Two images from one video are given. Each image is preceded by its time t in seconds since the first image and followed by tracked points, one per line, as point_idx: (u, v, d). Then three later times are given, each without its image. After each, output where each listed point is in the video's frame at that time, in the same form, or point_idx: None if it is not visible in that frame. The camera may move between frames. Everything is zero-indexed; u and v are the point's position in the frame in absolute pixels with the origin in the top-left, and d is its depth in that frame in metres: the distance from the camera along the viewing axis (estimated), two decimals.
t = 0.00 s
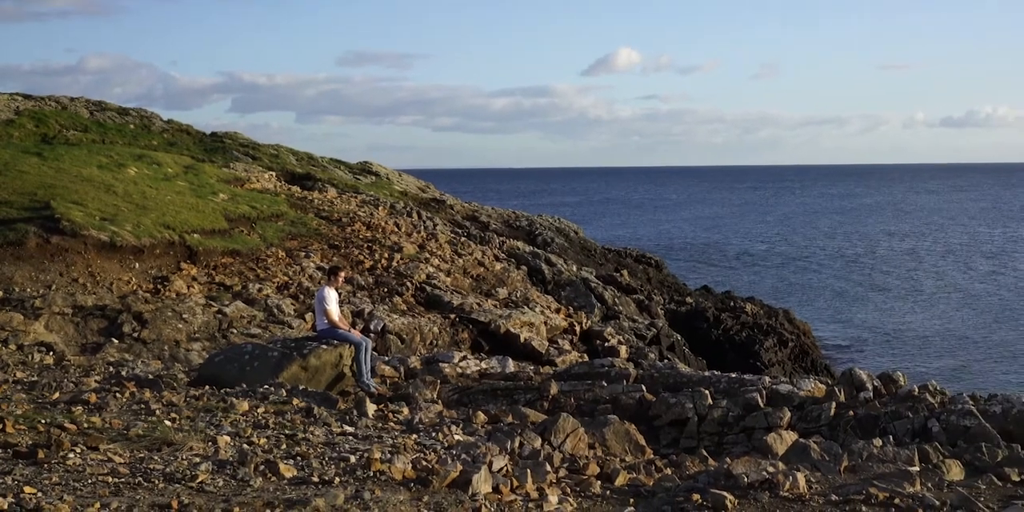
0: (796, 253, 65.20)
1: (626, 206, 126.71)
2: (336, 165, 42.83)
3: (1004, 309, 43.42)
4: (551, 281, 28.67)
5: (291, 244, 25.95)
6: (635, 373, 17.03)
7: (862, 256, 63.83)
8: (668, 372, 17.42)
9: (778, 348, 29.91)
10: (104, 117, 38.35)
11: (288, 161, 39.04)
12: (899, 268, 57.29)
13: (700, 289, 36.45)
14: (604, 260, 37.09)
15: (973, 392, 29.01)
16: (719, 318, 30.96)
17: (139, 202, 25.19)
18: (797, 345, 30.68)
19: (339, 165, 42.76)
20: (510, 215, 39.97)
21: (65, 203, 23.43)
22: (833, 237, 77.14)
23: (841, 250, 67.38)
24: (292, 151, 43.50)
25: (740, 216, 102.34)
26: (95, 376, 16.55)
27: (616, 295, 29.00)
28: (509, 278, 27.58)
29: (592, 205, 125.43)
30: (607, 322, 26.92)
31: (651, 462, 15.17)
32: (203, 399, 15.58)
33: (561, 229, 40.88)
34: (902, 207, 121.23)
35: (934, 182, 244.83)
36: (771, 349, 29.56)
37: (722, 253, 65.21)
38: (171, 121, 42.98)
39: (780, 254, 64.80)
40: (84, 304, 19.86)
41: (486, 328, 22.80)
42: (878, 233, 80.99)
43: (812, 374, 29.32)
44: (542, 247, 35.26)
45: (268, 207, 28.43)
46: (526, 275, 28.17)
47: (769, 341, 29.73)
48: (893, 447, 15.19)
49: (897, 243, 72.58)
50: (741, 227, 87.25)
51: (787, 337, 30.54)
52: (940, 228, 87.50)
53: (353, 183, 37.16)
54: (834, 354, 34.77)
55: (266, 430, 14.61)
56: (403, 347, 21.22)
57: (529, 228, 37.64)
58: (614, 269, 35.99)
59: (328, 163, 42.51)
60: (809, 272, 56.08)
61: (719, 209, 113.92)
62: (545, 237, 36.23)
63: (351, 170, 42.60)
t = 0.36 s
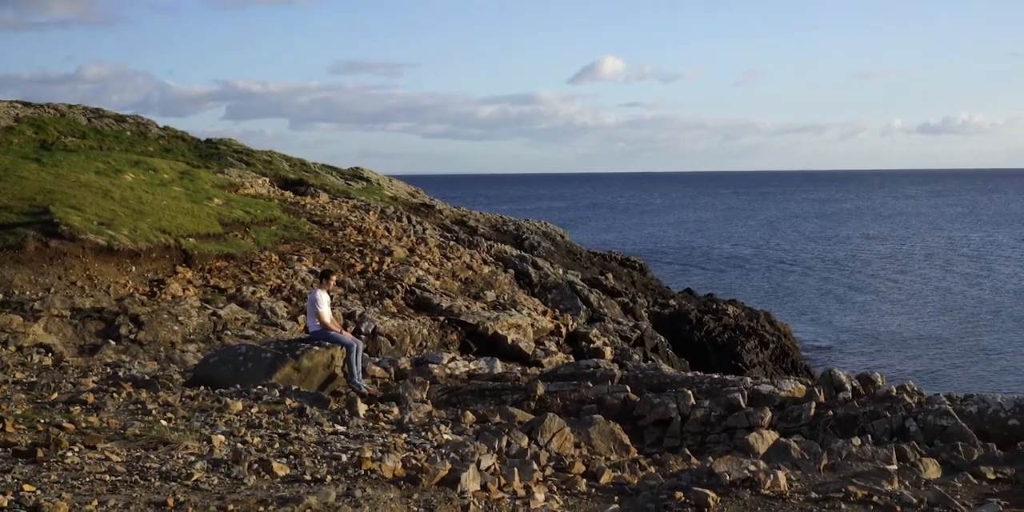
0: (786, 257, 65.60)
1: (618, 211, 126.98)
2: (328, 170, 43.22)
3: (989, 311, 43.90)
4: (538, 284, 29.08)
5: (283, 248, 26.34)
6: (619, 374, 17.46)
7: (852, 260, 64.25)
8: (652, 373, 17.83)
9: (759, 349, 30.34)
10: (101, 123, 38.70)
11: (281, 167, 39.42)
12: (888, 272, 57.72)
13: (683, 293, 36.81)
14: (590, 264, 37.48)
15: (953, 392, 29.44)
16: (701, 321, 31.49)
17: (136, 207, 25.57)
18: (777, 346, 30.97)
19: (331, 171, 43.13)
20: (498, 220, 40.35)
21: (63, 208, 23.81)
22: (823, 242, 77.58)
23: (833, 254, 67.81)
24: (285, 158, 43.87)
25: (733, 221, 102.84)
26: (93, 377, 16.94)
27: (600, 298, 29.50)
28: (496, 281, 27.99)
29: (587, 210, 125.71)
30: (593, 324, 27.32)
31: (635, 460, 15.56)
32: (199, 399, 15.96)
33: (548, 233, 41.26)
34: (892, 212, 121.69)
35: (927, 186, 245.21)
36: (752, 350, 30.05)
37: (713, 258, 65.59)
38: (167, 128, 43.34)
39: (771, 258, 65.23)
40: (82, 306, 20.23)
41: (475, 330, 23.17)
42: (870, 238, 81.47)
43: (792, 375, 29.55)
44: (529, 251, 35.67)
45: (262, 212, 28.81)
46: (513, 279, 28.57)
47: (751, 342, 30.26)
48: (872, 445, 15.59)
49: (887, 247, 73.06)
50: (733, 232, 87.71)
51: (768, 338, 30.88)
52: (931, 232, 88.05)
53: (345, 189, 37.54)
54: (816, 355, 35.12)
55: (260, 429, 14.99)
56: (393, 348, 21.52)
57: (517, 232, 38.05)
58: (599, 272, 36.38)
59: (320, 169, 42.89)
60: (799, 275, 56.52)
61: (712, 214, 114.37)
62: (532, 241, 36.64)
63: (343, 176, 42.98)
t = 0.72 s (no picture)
0: (776, 261, 66.04)
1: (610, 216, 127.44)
2: (320, 176, 43.63)
3: (972, 313, 44.46)
4: (524, 287, 29.50)
5: (276, 252, 26.74)
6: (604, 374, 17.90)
7: (842, 264, 64.76)
8: (636, 374, 18.26)
9: (741, 351, 30.51)
10: (98, 130, 39.09)
11: (274, 173, 39.81)
12: (877, 276, 58.23)
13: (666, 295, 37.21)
14: (575, 267, 37.88)
15: (933, 392, 29.92)
16: (684, 323, 31.91)
17: (133, 212, 25.98)
18: (758, 348, 31.31)
19: (323, 177, 43.52)
20: (485, 224, 40.77)
21: (62, 213, 24.21)
22: (813, 247, 78.10)
23: (824, 259, 68.31)
24: (278, 164, 44.27)
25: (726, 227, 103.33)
26: (91, 378, 17.34)
27: (586, 300, 30.01)
28: (484, 284, 28.42)
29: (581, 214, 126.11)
30: (578, 325, 27.75)
31: (620, 459, 15.97)
32: (194, 399, 16.36)
33: (534, 237, 41.68)
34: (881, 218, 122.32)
35: (919, 190, 246.14)
36: (734, 351, 30.25)
37: (704, 262, 66.01)
38: (163, 135, 43.71)
39: (762, 262, 65.70)
40: (81, 309, 20.62)
41: (463, 332, 23.54)
42: (860, 243, 82.02)
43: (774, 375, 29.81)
44: (516, 255, 36.09)
45: (255, 217, 29.21)
46: (500, 282, 28.99)
47: (732, 344, 30.52)
48: (850, 445, 16.01)
49: (878, 252, 73.56)
50: (724, 237, 88.17)
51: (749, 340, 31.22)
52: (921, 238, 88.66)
53: (336, 194, 37.96)
54: (798, 356, 35.54)
55: (254, 428, 15.39)
56: (384, 349, 21.75)
57: (504, 237, 38.48)
58: (585, 275, 36.81)
59: (312, 175, 43.28)
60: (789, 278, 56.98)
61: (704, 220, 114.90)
62: (519, 245, 37.06)
63: (335, 182, 43.39)
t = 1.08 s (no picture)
0: (766, 266, 66.51)
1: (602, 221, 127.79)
2: (312, 182, 44.06)
3: (957, 316, 45.01)
4: (511, 290, 29.96)
5: (269, 256, 27.18)
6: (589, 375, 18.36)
7: (831, 269, 65.25)
8: (620, 375, 18.71)
9: (722, 352, 31.41)
10: (96, 137, 39.49)
11: (268, 179, 40.24)
12: (865, 281, 58.76)
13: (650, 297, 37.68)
14: (561, 270, 38.34)
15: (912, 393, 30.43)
16: (666, 324, 32.32)
17: (129, 217, 26.41)
18: (738, 349, 32.23)
19: (315, 183, 43.92)
20: (473, 229, 41.21)
21: (60, 218, 24.63)
22: (803, 252, 78.62)
23: (814, 264, 68.79)
24: (271, 171, 44.68)
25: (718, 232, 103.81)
26: (89, 378, 17.77)
27: (571, 303, 30.50)
28: (472, 287, 28.89)
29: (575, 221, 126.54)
30: (564, 328, 28.21)
31: (604, 457, 16.40)
32: (189, 399, 16.79)
33: (520, 242, 42.11)
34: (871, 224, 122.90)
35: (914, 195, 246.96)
36: (716, 352, 31.09)
37: (696, 266, 66.45)
38: (159, 142, 44.08)
39: (753, 267, 66.17)
40: (79, 312, 21.04)
41: (451, 333, 23.96)
42: (850, 249, 82.58)
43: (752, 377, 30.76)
44: (505, 259, 36.54)
45: (249, 221, 29.64)
46: (488, 285, 29.45)
47: (714, 345, 31.28)
48: (828, 443, 16.46)
49: (868, 258, 74.09)
50: (716, 243, 88.59)
51: (730, 342, 32.04)
52: (911, 244, 89.26)
53: (328, 200, 38.39)
54: (778, 358, 35.98)
55: (247, 428, 15.82)
56: (374, 351, 22.23)
57: (491, 241, 38.94)
58: (570, 278, 37.27)
59: (304, 180, 43.70)
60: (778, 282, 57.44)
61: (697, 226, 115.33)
62: (506, 249, 37.52)
63: (327, 187, 43.81)
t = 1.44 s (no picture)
0: (754, 270, 66.98)
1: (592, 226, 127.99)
2: (304, 188, 44.51)
3: (942, 318, 45.56)
4: (498, 293, 30.44)
5: (262, 259, 27.64)
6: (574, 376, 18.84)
7: (820, 273, 65.79)
8: (604, 376, 19.18)
9: (703, 354, 31.65)
10: (93, 144, 39.92)
11: (261, 185, 40.69)
12: (853, 285, 59.30)
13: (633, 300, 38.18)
14: (546, 274, 38.81)
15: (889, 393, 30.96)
16: (650, 327, 32.80)
17: (126, 222, 26.85)
18: (720, 351, 32.46)
19: (307, 188, 44.35)
20: (462, 233, 41.65)
21: (58, 223, 25.07)
22: (792, 257, 79.18)
23: (804, 268, 69.34)
24: (265, 177, 45.10)
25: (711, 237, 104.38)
26: (86, 379, 18.20)
27: (557, 306, 30.95)
28: (460, 290, 29.39)
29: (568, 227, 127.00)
30: (549, 329, 28.68)
31: (588, 456, 16.86)
32: (184, 400, 17.24)
33: (507, 246, 42.55)
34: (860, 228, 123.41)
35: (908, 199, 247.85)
36: (697, 354, 31.32)
37: (686, 270, 66.92)
38: (155, 148, 44.52)
39: (743, 271, 66.69)
40: (77, 314, 21.47)
41: (440, 335, 24.28)
42: (840, 253, 83.18)
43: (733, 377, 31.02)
44: (493, 262, 37.02)
45: (242, 226, 30.09)
46: (475, 288, 29.92)
47: (695, 347, 31.52)
48: (807, 442, 16.91)
49: (857, 262, 74.67)
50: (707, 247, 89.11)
51: (712, 344, 32.28)
52: (901, 248, 89.88)
53: (319, 205, 38.85)
54: (757, 359, 36.46)
55: (241, 427, 16.26)
56: (364, 352, 22.66)
57: (479, 245, 39.41)
58: (554, 281, 37.73)
59: (296, 186, 44.16)
60: (768, 286, 57.94)
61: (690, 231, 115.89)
62: (492, 253, 37.97)
63: (319, 193, 44.27)
